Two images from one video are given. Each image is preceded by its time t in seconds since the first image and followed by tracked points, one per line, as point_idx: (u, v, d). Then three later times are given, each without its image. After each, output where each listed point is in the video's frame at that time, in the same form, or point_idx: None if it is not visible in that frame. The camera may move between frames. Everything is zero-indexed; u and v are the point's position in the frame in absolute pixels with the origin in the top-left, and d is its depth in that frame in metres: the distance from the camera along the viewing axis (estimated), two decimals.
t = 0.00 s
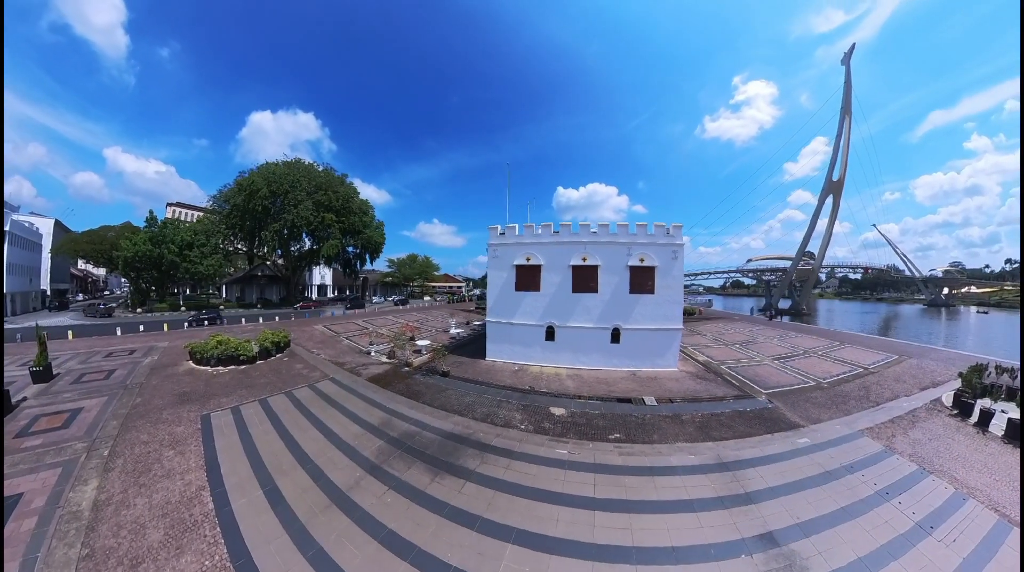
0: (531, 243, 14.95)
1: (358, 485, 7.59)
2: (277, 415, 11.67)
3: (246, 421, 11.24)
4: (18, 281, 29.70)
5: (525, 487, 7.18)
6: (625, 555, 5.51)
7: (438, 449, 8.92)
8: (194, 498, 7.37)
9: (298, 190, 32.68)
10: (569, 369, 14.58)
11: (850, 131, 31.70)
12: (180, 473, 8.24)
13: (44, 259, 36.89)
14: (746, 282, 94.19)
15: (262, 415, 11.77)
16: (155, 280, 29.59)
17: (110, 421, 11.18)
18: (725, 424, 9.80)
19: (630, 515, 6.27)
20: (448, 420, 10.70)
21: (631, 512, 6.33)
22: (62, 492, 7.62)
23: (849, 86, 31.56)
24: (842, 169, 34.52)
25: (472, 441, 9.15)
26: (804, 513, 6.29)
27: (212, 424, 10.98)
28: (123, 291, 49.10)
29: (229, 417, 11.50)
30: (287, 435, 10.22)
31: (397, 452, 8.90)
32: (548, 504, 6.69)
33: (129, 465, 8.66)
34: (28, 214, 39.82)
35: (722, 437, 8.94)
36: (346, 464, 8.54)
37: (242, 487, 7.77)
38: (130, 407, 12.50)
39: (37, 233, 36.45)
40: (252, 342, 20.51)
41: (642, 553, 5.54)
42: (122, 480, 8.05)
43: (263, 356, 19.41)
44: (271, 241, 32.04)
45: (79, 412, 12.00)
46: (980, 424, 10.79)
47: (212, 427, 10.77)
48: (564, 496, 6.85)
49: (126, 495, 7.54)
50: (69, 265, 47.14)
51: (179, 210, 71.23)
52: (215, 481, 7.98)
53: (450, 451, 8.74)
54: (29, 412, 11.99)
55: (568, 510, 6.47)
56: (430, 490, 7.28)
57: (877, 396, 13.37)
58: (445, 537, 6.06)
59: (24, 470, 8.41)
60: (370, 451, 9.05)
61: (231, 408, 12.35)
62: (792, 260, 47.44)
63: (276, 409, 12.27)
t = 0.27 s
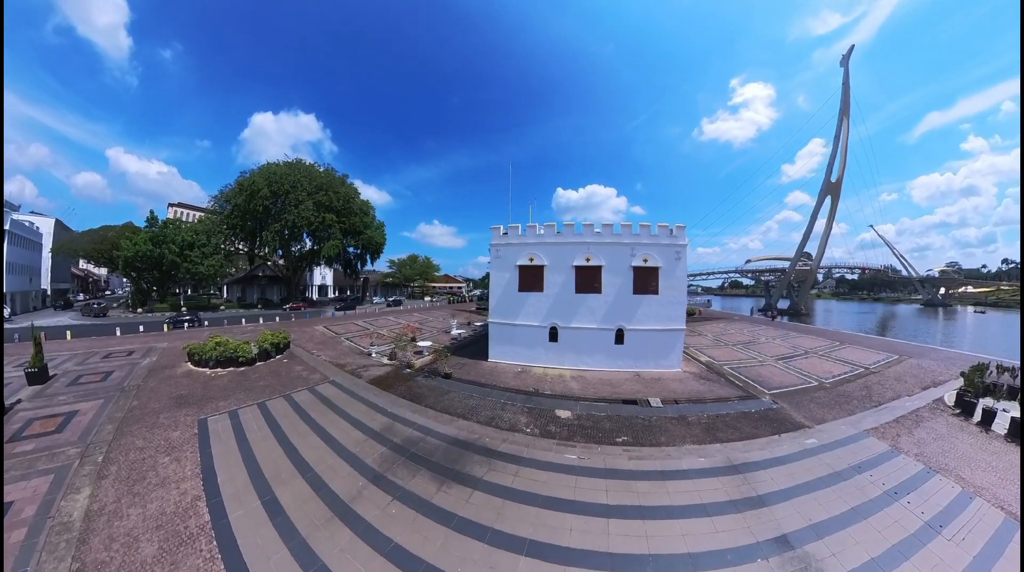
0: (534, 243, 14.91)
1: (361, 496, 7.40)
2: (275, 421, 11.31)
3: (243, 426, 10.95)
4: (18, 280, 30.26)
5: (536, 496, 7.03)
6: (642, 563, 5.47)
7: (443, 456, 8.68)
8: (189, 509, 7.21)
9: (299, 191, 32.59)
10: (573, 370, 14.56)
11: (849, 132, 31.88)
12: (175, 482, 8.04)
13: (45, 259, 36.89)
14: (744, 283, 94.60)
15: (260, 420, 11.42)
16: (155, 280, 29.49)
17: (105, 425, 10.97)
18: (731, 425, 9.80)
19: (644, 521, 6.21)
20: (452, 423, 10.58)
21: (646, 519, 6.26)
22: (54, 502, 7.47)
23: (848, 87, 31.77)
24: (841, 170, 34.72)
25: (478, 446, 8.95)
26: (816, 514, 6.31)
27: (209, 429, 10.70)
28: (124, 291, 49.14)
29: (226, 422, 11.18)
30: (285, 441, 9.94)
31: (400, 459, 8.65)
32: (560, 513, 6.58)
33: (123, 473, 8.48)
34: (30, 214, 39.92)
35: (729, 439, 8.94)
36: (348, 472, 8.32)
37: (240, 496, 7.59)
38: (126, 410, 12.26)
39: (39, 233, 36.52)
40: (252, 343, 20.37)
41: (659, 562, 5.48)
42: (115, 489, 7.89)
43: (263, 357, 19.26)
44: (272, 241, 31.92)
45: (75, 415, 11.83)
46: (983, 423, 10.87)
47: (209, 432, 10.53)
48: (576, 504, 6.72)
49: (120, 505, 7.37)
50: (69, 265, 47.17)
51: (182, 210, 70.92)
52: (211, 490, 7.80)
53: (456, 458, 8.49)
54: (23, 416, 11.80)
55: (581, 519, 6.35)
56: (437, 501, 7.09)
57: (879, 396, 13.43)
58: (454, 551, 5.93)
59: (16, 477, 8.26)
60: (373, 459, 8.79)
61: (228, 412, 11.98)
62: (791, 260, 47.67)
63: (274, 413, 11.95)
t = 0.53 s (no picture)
0: (538, 244, 14.89)
1: (365, 508, 7.22)
2: (274, 427, 11.05)
3: (242, 433, 10.77)
4: (18, 280, 30.46)
5: (549, 506, 6.88)
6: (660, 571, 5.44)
7: (450, 464, 8.48)
8: (186, 522, 7.10)
9: (300, 191, 32.52)
10: (577, 372, 14.56)
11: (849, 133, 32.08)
12: (171, 493, 7.94)
13: (48, 259, 37.01)
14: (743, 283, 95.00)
15: (260, 426, 11.22)
16: (155, 281, 29.42)
17: (101, 430, 10.80)
18: (737, 426, 9.82)
19: (659, 528, 6.18)
20: (457, 427, 10.46)
21: (661, 525, 6.23)
22: (46, 513, 7.36)
23: (847, 89, 32.01)
24: (840, 171, 34.93)
25: (485, 453, 8.77)
26: (828, 515, 6.35)
27: (206, 436, 10.53)
28: (126, 290, 49.29)
29: (224, 429, 10.96)
30: (286, 449, 9.76)
31: (406, 467, 8.43)
32: (574, 522, 6.48)
33: (118, 482, 8.36)
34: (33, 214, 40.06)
35: (736, 440, 8.94)
36: (352, 482, 8.13)
37: (238, 508, 7.48)
38: (123, 415, 12.05)
39: (40, 233, 36.64)
40: (251, 345, 20.24)
41: (676, 569, 5.47)
42: (110, 499, 7.79)
43: (262, 360, 19.08)
44: (273, 242, 31.81)
45: (71, 419, 11.65)
46: (985, 422, 10.96)
47: (207, 439, 10.37)
48: (590, 512, 6.64)
49: (114, 516, 7.29)
50: (71, 265, 47.30)
51: (183, 210, 70.43)
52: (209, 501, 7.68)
53: (463, 465, 8.28)
54: (18, 420, 11.65)
55: (597, 527, 6.28)
56: (445, 513, 6.90)
57: (882, 396, 13.50)
58: (465, 565, 5.81)
59: (9, 486, 8.11)
60: (377, 468, 8.57)
61: (227, 418, 11.75)
62: (790, 260, 47.91)
63: (274, 419, 11.74)
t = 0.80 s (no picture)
0: (542, 244, 14.92)
1: (371, 519, 6.93)
2: (275, 431, 10.76)
3: (241, 437, 10.43)
4: (18, 280, 30.88)
5: (562, 512, 6.74)
6: None
7: (457, 470, 8.29)
8: (183, 534, 6.71)
9: (301, 191, 32.49)
10: (581, 373, 14.59)
11: (845, 136, 32.41)
12: (168, 502, 7.54)
13: (48, 259, 36.92)
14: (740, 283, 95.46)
15: (259, 431, 10.88)
16: (156, 281, 29.29)
17: (96, 434, 10.48)
18: (743, 426, 9.86)
19: (674, 531, 6.15)
20: (463, 431, 10.28)
21: (676, 529, 6.19)
22: (37, 522, 6.98)
23: (844, 92, 32.37)
24: (837, 172, 35.23)
25: (494, 458, 8.61)
26: (838, 514, 6.40)
27: (205, 440, 10.15)
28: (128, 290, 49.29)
29: (223, 433, 10.61)
30: (287, 455, 9.44)
31: (411, 474, 8.20)
32: (590, 528, 6.35)
33: (114, 490, 7.96)
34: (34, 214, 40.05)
35: (742, 440, 9.00)
36: (356, 490, 7.86)
37: (238, 519, 7.11)
38: (119, 418, 11.71)
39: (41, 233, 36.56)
40: (251, 346, 20.05)
41: None
42: (103, 509, 7.37)
43: (262, 361, 18.83)
44: (274, 242, 31.79)
45: (66, 422, 11.37)
46: (987, 420, 11.05)
47: (205, 444, 10.00)
48: (604, 517, 6.53)
49: (108, 527, 6.89)
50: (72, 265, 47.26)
51: (184, 211, 70.03)
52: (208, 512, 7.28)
53: (471, 472, 8.11)
54: (12, 423, 11.36)
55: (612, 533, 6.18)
56: (455, 522, 6.68)
57: (883, 395, 13.59)
58: None
59: None
60: (382, 475, 8.34)
61: (226, 421, 11.41)
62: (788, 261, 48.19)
63: (273, 422, 11.42)
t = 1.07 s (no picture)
0: (545, 244, 14.93)
1: (378, 532, 6.76)
2: (276, 439, 10.57)
3: (240, 445, 10.25)
4: (19, 280, 30.82)
5: (576, 520, 6.68)
6: None
7: (465, 478, 8.17)
8: (181, 549, 6.56)
9: (302, 191, 32.41)
10: (584, 374, 14.62)
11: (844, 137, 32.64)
12: (164, 514, 7.39)
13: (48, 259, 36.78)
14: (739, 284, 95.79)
15: (259, 437, 10.69)
16: (157, 281, 29.21)
17: (92, 440, 10.35)
18: (749, 427, 9.89)
19: (689, 536, 6.14)
20: (468, 435, 10.17)
21: (690, 533, 6.20)
22: (29, 536, 6.84)
23: (842, 93, 32.59)
24: (835, 173, 35.45)
25: (502, 465, 8.52)
26: (848, 515, 6.46)
27: (203, 448, 9.98)
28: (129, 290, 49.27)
29: (222, 440, 10.44)
30: (287, 463, 9.24)
31: (417, 484, 8.05)
32: (603, 535, 6.30)
33: (109, 500, 7.81)
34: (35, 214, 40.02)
35: (749, 441, 9.04)
36: (361, 501, 7.69)
37: (238, 532, 6.94)
38: (116, 423, 11.57)
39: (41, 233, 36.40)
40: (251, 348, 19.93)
41: None
42: (97, 521, 7.23)
43: (262, 363, 18.72)
44: (275, 243, 31.79)
45: (62, 427, 11.23)
46: (988, 419, 11.15)
47: (203, 451, 9.83)
48: (618, 524, 6.50)
49: (104, 540, 6.77)
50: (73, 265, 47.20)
51: (185, 211, 69.75)
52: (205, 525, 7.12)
53: (480, 480, 8.01)
54: (7, 428, 11.23)
55: (627, 540, 6.15)
56: (466, 534, 6.56)
57: (885, 395, 13.67)
58: None
59: None
60: (387, 484, 8.18)
61: (224, 427, 11.25)
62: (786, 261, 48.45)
63: (273, 428, 11.24)
